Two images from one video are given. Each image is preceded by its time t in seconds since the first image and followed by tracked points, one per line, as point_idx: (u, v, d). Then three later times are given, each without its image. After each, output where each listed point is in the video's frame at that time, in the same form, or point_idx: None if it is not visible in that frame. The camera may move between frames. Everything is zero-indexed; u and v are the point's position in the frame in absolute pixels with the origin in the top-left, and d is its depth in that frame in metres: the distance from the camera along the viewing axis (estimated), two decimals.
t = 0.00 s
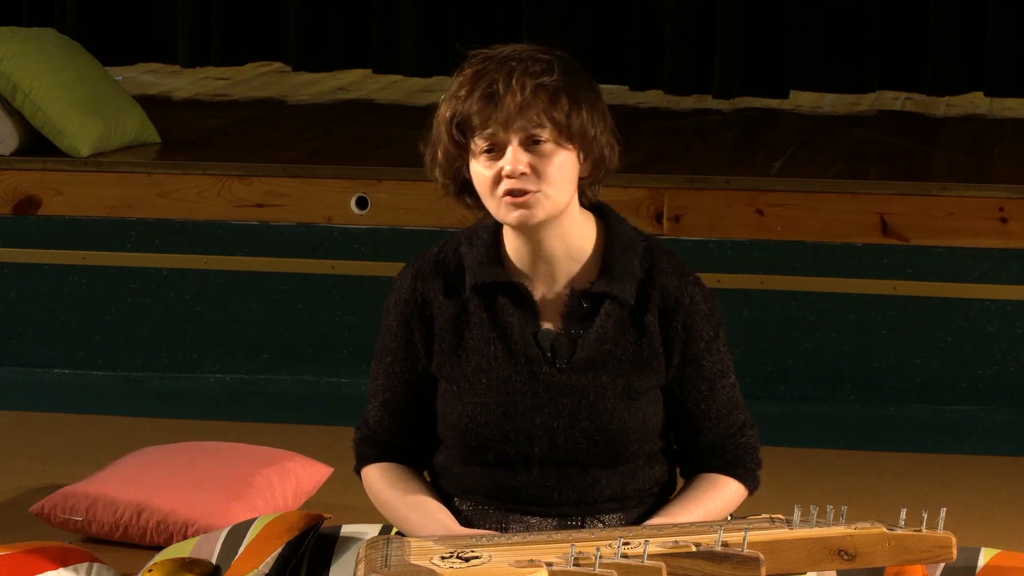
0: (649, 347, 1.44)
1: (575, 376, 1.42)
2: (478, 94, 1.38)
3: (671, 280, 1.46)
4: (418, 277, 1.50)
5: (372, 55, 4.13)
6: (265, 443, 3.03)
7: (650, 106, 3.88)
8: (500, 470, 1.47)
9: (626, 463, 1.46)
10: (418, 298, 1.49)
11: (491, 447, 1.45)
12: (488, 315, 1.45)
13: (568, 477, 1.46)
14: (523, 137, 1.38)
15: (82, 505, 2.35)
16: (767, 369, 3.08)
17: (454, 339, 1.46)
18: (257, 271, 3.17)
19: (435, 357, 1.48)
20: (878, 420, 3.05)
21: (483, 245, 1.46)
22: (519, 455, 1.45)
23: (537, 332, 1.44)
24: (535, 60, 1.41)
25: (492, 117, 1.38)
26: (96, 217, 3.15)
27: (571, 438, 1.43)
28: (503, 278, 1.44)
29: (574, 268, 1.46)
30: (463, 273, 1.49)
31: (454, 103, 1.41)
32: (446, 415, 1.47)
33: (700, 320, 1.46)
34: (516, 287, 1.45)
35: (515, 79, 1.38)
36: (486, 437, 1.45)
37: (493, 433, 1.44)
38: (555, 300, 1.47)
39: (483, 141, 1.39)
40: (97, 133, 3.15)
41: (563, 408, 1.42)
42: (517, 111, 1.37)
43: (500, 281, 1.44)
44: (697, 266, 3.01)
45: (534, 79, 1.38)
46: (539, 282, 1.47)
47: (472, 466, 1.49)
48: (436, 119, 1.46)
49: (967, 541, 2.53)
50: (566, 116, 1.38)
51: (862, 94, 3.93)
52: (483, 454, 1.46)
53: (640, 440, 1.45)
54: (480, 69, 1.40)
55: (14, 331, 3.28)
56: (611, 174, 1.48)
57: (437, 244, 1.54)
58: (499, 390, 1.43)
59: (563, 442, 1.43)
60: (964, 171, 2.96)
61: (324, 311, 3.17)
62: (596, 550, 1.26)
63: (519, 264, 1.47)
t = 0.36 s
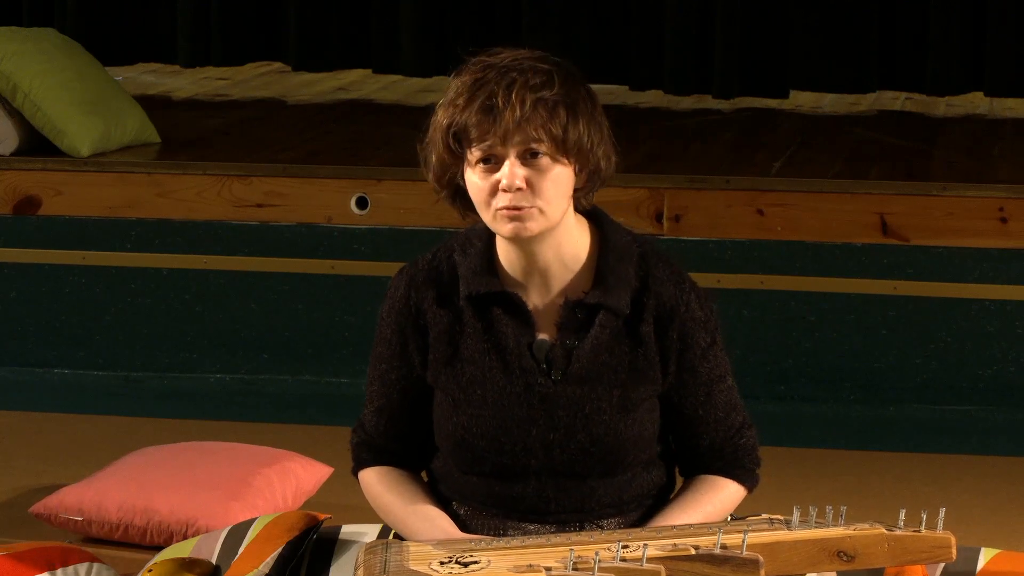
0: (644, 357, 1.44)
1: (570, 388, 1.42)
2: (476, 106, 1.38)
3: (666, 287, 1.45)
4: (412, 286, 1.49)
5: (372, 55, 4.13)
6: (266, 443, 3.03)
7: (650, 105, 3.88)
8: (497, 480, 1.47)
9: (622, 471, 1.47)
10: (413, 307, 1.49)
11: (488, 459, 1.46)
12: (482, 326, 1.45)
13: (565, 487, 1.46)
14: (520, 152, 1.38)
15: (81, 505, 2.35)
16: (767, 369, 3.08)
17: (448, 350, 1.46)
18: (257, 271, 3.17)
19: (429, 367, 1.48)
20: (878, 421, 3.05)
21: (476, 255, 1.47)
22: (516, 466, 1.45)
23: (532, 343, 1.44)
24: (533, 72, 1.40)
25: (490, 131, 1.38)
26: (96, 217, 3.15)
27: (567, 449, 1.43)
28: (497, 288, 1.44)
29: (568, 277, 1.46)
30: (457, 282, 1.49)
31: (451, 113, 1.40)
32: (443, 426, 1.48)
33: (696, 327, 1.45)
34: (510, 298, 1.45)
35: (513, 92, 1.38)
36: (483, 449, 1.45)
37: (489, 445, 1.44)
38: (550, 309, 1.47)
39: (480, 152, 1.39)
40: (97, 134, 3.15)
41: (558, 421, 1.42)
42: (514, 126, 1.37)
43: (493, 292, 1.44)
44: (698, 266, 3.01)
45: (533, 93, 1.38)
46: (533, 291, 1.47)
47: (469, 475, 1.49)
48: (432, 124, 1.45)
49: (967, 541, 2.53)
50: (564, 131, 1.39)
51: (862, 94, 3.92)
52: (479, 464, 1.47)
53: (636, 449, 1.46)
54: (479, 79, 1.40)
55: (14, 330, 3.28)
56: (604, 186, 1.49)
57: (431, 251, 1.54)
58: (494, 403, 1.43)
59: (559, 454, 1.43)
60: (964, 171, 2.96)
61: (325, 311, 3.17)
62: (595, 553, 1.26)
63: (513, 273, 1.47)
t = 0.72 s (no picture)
0: (648, 358, 1.44)
1: (573, 388, 1.42)
2: (488, 112, 1.37)
3: (669, 288, 1.46)
4: (415, 286, 1.49)
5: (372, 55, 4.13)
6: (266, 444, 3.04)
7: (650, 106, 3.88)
8: (499, 481, 1.47)
9: (624, 472, 1.46)
10: (416, 307, 1.49)
11: (490, 459, 1.46)
12: (485, 326, 1.45)
13: (567, 488, 1.46)
14: (528, 160, 1.38)
15: (81, 505, 2.35)
16: (768, 368, 3.08)
17: (452, 351, 1.46)
18: (257, 271, 3.17)
19: (432, 367, 1.47)
20: (878, 421, 3.05)
21: (480, 255, 1.47)
22: (518, 466, 1.45)
23: (535, 343, 1.45)
24: (546, 78, 1.39)
25: (502, 139, 1.37)
26: (96, 217, 3.15)
27: (569, 449, 1.43)
28: (501, 289, 1.44)
29: (572, 278, 1.47)
30: (460, 282, 1.49)
31: (462, 115, 1.39)
32: (445, 427, 1.47)
33: (699, 328, 1.45)
34: (514, 299, 1.45)
35: (526, 101, 1.37)
36: (486, 449, 1.45)
37: (492, 445, 1.44)
38: (554, 309, 1.47)
39: (489, 155, 1.39)
40: (97, 134, 3.15)
41: (561, 422, 1.42)
42: (525, 135, 1.36)
43: (497, 292, 1.44)
44: (698, 266, 3.01)
45: (546, 101, 1.37)
46: (536, 292, 1.48)
47: (470, 475, 1.49)
48: (441, 121, 1.44)
49: (967, 541, 2.53)
50: (575, 139, 1.38)
51: (862, 95, 3.93)
52: (482, 464, 1.47)
53: (638, 450, 1.45)
54: (492, 83, 1.39)
55: (14, 330, 3.28)
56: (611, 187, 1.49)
57: (433, 251, 1.53)
58: (498, 404, 1.43)
59: (562, 455, 1.43)
60: (964, 171, 2.96)
61: (324, 311, 3.17)
62: (595, 553, 1.26)
63: (517, 273, 1.47)
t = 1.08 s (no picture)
0: (656, 349, 1.44)
1: (582, 377, 1.42)
2: (497, 84, 1.39)
3: (678, 280, 1.46)
4: (425, 276, 1.50)
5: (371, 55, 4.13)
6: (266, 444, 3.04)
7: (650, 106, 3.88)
8: (505, 472, 1.47)
9: (630, 465, 1.47)
10: (425, 297, 1.49)
11: (496, 449, 1.45)
12: (495, 315, 1.45)
13: (572, 479, 1.46)
14: (533, 134, 1.38)
15: (81, 505, 2.35)
16: (768, 369, 3.08)
17: (461, 340, 1.46)
18: (257, 271, 3.17)
19: (440, 357, 1.48)
20: (877, 421, 3.05)
21: (491, 245, 1.48)
22: (524, 457, 1.45)
23: (544, 332, 1.44)
24: (558, 59, 1.40)
25: (507, 108, 1.38)
26: (96, 217, 3.15)
27: (576, 439, 1.43)
28: (511, 278, 1.45)
29: (581, 269, 1.47)
30: (470, 273, 1.49)
31: (474, 90, 1.41)
32: (451, 416, 1.47)
33: (707, 322, 1.46)
34: (523, 288, 1.45)
35: (533, 74, 1.38)
36: (493, 439, 1.44)
37: (500, 435, 1.44)
38: (563, 300, 1.47)
39: (495, 130, 1.40)
40: (97, 134, 3.15)
41: (569, 411, 1.42)
42: (529, 106, 1.37)
43: (508, 281, 1.45)
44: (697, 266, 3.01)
45: (553, 77, 1.38)
46: (545, 282, 1.47)
47: (475, 466, 1.49)
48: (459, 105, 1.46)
49: (967, 541, 2.53)
50: (579, 118, 1.38)
51: (862, 95, 3.93)
52: (487, 455, 1.46)
53: (644, 442, 1.46)
54: (505, 61, 1.41)
55: (14, 330, 3.28)
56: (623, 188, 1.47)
57: (443, 242, 1.54)
58: (506, 391, 1.42)
59: (568, 445, 1.43)
60: (964, 171, 2.96)
61: (324, 311, 3.17)
62: (595, 552, 1.26)
63: (527, 262, 1.47)
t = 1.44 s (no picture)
0: (647, 345, 1.44)
1: (574, 373, 1.42)
2: (481, 75, 1.39)
3: (668, 277, 1.46)
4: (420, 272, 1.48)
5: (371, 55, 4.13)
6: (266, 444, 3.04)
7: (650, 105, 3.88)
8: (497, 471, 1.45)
9: (624, 462, 1.45)
10: (419, 293, 1.48)
11: (488, 446, 1.44)
12: (488, 311, 1.44)
13: (566, 477, 1.44)
14: (516, 124, 1.37)
15: (81, 505, 2.35)
16: (768, 369, 3.08)
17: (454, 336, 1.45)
18: (257, 271, 3.17)
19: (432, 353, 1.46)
20: (877, 420, 3.05)
21: (484, 240, 1.46)
22: (515, 454, 1.43)
23: (535, 328, 1.43)
24: (544, 54, 1.41)
25: (491, 97, 1.38)
26: (96, 217, 3.15)
27: (569, 436, 1.42)
28: (503, 273, 1.43)
29: (570, 265, 1.45)
30: (464, 268, 1.48)
31: (460, 84, 1.42)
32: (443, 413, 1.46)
33: (698, 318, 1.46)
34: (514, 283, 1.44)
35: (517, 64, 1.38)
36: (486, 435, 1.43)
37: (493, 431, 1.42)
38: (553, 296, 1.45)
39: (479, 121, 1.39)
40: (97, 134, 3.15)
41: (560, 406, 1.41)
42: (512, 93, 1.37)
43: (500, 275, 1.43)
44: (697, 266, 3.01)
45: (538, 67, 1.38)
46: (534, 278, 1.45)
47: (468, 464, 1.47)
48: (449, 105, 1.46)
49: (967, 541, 2.53)
50: (562, 109, 1.37)
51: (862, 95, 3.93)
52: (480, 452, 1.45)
53: (637, 438, 1.45)
54: (491, 55, 1.41)
55: (14, 330, 3.28)
56: (611, 186, 1.45)
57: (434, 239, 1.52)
58: (497, 387, 1.42)
59: (560, 440, 1.42)
60: (964, 171, 2.97)
61: (324, 311, 3.17)
62: (595, 552, 1.26)
63: (516, 259, 1.45)
